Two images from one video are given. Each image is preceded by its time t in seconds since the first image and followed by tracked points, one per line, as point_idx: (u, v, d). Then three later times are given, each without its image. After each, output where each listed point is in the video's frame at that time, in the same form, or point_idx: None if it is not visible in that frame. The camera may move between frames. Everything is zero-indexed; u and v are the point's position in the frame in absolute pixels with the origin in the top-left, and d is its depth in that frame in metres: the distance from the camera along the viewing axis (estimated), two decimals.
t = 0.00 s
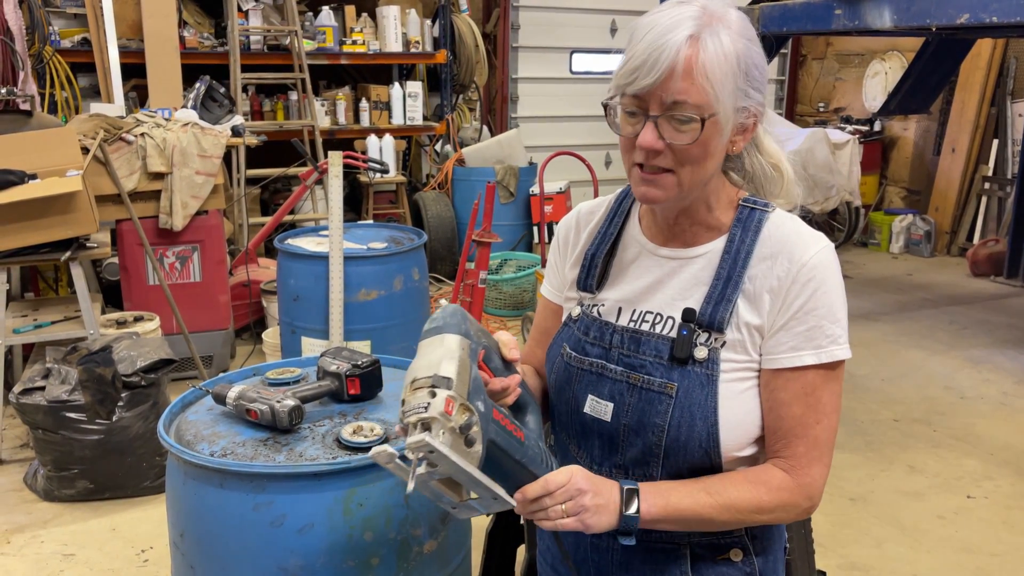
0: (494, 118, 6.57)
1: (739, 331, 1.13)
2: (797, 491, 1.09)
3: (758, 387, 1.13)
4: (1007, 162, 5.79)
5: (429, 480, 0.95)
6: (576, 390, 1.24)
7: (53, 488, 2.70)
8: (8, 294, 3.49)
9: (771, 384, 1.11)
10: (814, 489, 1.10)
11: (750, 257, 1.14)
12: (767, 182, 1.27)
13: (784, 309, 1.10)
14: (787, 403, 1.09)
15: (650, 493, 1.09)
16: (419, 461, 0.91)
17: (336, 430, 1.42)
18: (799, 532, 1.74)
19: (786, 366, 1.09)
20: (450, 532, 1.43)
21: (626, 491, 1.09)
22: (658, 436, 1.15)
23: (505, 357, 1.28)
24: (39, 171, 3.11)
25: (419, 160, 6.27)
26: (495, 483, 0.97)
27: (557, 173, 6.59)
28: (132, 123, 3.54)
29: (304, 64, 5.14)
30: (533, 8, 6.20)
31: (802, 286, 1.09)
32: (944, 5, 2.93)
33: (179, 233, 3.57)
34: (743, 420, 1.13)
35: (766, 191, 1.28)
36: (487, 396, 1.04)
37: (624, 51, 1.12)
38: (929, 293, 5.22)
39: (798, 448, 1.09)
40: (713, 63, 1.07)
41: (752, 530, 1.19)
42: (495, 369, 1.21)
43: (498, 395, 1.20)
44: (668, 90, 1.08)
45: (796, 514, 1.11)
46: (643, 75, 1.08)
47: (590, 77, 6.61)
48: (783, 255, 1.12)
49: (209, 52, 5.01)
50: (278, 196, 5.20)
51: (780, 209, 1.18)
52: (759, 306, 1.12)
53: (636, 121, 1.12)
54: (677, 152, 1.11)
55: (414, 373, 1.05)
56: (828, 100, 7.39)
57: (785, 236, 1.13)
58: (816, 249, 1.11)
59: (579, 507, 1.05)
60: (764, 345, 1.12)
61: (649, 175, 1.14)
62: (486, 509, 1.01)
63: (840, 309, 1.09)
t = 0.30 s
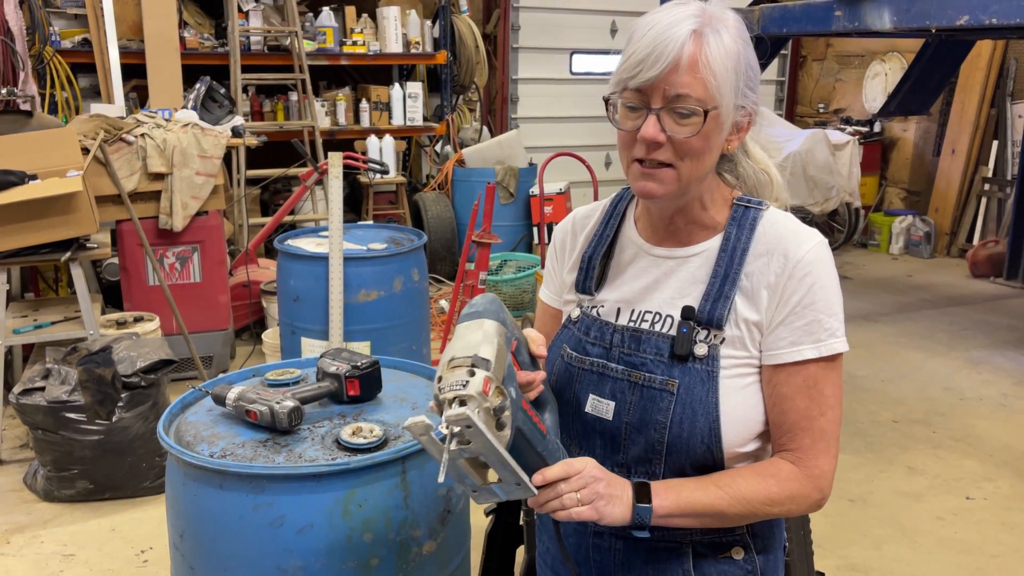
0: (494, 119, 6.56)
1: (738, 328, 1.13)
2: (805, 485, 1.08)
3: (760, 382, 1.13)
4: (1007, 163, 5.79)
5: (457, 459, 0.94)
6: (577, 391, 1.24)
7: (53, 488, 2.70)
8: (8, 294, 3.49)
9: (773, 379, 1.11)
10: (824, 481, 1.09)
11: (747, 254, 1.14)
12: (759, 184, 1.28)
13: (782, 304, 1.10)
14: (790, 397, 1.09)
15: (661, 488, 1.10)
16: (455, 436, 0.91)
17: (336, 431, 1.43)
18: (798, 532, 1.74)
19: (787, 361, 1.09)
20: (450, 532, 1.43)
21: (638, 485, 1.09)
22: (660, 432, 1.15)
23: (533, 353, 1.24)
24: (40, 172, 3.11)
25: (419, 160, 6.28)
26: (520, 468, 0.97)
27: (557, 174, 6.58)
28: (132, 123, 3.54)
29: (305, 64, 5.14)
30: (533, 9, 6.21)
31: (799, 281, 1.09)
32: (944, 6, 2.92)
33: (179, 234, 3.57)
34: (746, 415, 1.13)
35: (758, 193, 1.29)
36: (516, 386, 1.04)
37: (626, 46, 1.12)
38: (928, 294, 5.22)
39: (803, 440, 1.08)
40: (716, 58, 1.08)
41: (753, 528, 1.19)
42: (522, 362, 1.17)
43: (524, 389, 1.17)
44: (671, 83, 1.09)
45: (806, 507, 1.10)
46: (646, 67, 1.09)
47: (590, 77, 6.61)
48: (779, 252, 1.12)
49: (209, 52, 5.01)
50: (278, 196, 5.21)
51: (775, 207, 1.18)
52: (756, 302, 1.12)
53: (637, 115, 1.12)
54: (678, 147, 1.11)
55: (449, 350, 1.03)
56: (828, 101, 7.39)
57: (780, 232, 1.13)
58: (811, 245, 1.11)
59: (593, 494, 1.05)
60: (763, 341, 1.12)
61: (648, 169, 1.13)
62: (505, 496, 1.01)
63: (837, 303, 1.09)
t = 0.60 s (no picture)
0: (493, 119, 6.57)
1: (738, 323, 1.13)
2: (808, 478, 1.07)
3: (760, 378, 1.13)
4: (1006, 164, 5.80)
5: (472, 446, 0.93)
6: (578, 388, 1.24)
7: (51, 488, 2.70)
8: (7, 294, 3.50)
9: (773, 373, 1.11)
10: (827, 474, 1.08)
11: (745, 251, 1.14)
12: (756, 182, 1.28)
13: (780, 300, 1.10)
14: (790, 391, 1.09)
15: (666, 484, 1.09)
16: (477, 421, 0.90)
17: (332, 431, 1.43)
18: (796, 532, 1.75)
19: (786, 356, 1.09)
20: (447, 532, 1.44)
21: (642, 480, 1.09)
22: (662, 427, 1.15)
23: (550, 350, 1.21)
24: (38, 172, 3.12)
25: (419, 161, 6.28)
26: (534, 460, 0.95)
27: (556, 175, 6.59)
28: (131, 123, 3.54)
29: (304, 65, 5.15)
30: (532, 10, 6.22)
31: (797, 277, 1.10)
32: (942, 8, 2.93)
33: (178, 234, 3.57)
34: (746, 410, 1.13)
35: (756, 191, 1.29)
36: (534, 378, 1.04)
37: (624, 47, 1.12)
38: (927, 295, 5.22)
39: (804, 434, 1.08)
40: (713, 59, 1.08)
41: (754, 525, 1.19)
42: (539, 359, 1.15)
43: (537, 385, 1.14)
44: (669, 85, 1.09)
45: (811, 500, 1.08)
46: (645, 68, 1.09)
47: (589, 78, 6.62)
48: (777, 248, 1.12)
49: (208, 53, 5.01)
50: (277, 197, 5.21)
51: (772, 205, 1.19)
52: (755, 298, 1.13)
53: (636, 117, 1.12)
54: (678, 147, 1.11)
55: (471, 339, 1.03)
56: (827, 102, 7.39)
57: (777, 229, 1.14)
58: (808, 241, 1.11)
59: (598, 487, 1.03)
60: (763, 337, 1.12)
61: (648, 168, 1.13)
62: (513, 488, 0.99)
63: (835, 298, 1.09)
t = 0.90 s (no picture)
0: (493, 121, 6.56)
1: (741, 324, 1.14)
2: (813, 479, 1.07)
3: (763, 378, 1.13)
4: (1005, 165, 5.80)
5: (481, 445, 0.94)
6: (581, 389, 1.24)
7: (50, 490, 2.70)
8: (7, 296, 3.50)
9: (776, 374, 1.11)
10: (831, 474, 1.08)
11: (748, 253, 1.14)
12: (757, 186, 1.29)
13: (783, 301, 1.11)
14: (793, 392, 1.09)
15: (671, 484, 1.08)
16: (488, 421, 0.91)
17: (333, 433, 1.43)
18: (794, 534, 1.75)
19: (789, 357, 1.09)
20: (448, 532, 1.44)
21: (647, 480, 1.09)
22: (666, 427, 1.15)
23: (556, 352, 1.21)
24: (37, 174, 3.13)
25: (418, 163, 6.28)
26: (541, 460, 0.96)
27: (556, 177, 6.59)
28: (131, 125, 3.54)
29: (304, 67, 5.15)
30: (531, 11, 6.22)
31: (801, 278, 1.10)
32: (940, 10, 2.94)
33: (178, 236, 3.57)
34: (749, 411, 1.13)
35: (758, 194, 1.30)
36: (542, 379, 1.04)
37: (631, 51, 1.12)
38: (925, 297, 5.23)
39: (809, 434, 1.08)
40: (719, 64, 1.09)
41: (755, 526, 1.19)
42: (545, 361, 1.15)
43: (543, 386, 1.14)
44: (676, 89, 1.09)
45: (817, 501, 1.08)
46: (652, 73, 1.09)
47: (588, 80, 6.62)
48: (780, 251, 1.13)
49: (207, 54, 5.02)
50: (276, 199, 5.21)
51: (774, 208, 1.19)
52: (759, 299, 1.13)
53: (642, 120, 1.12)
54: (685, 150, 1.12)
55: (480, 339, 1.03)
56: (826, 103, 7.40)
57: (780, 232, 1.14)
58: (810, 244, 1.12)
59: (603, 487, 1.03)
60: (766, 338, 1.12)
61: (655, 171, 1.14)
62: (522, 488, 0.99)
63: (838, 300, 1.09)
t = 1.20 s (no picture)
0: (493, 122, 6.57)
1: (744, 324, 1.14)
2: (818, 478, 1.07)
3: (767, 378, 1.14)
4: (1005, 166, 5.80)
5: (486, 443, 0.94)
6: (584, 389, 1.24)
7: (51, 492, 2.70)
8: (7, 297, 3.50)
9: (780, 373, 1.11)
10: (836, 473, 1.07)
11: (751, 253, 1.15)
12: (755, 186, 1.29)
13: (787, 301, 1.11)
14: (797, 391, 1.09)
15: (676, 484, 1.08)
16: (492, 418, 0.91)
17: (334, 434, 1.43)
18: (795, 534, 1.75)
19: (793, 356, 1.09)
20: (450, 533, 1.44)
21: (651, 480, 1.09)
22: (670, 426, 1.15)
23: (560, 351, 1.21)
24: (38, 176, 3.13)
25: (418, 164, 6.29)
26: (546, 458, 0.96)
27: (556, 178, 6.60)
28: (131, 127, 3.54)
29: (304, 69, 5.16)
30: (531, 12, 6.23)
31: (804, 278, 1.10)
32: (940, 11, 2.94)
33: (178, 237, 3.57)
34: (753, 410, 1.13)
35: (760, 194, 1.30)
36: (547, 378, 1.04)
37: (639, 48, 1.12)
38: (925, 298, 5.23)
39: (813, 433, 1.08)
40: (730, 61, 1.10)
41: (759, 526, 1.19)
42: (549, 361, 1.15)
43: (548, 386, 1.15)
44: (688, 86, 1.10)
45: (820, 500, 1.07)
46: (663, 70, 1.09)
47: (588, 81, 6.63)
48: (782, 251, 1.13)
49: (208, 56, 5.02)
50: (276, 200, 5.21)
51: (777, 208, 1.19)
52: (762, 300, 1.13)
53: (652, 117, 1.13)
54: (695, 147, 1.12)
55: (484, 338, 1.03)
56: (826, 104, 7.40)
57: (783, 232, 1.14)
58: (813, 244, 1.12)
59: (608, 486, 1.03)
60: (770, 338, 1.12)
61: (665, 167, 1.14)
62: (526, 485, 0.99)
63: (841, 299, 1.09)
